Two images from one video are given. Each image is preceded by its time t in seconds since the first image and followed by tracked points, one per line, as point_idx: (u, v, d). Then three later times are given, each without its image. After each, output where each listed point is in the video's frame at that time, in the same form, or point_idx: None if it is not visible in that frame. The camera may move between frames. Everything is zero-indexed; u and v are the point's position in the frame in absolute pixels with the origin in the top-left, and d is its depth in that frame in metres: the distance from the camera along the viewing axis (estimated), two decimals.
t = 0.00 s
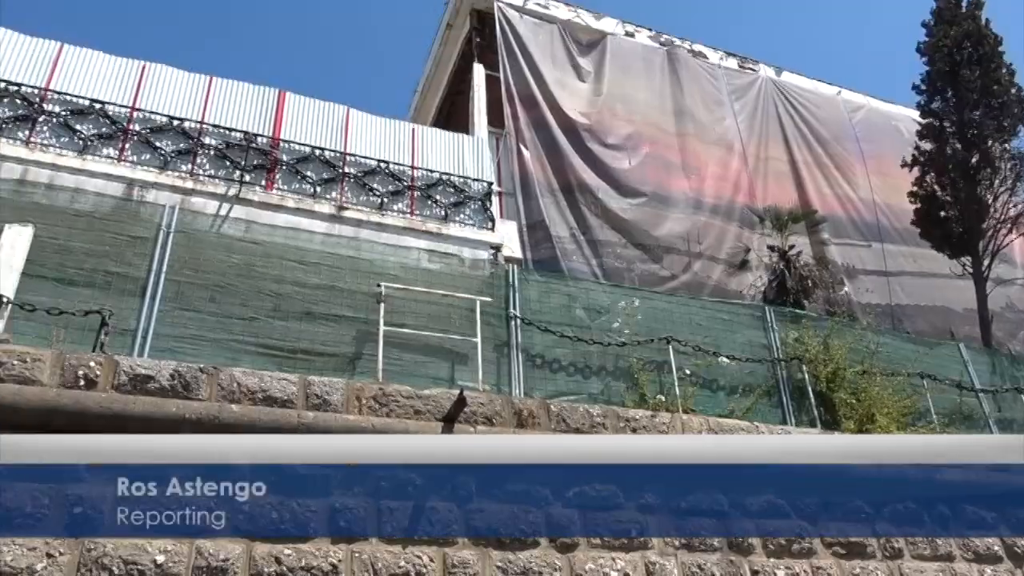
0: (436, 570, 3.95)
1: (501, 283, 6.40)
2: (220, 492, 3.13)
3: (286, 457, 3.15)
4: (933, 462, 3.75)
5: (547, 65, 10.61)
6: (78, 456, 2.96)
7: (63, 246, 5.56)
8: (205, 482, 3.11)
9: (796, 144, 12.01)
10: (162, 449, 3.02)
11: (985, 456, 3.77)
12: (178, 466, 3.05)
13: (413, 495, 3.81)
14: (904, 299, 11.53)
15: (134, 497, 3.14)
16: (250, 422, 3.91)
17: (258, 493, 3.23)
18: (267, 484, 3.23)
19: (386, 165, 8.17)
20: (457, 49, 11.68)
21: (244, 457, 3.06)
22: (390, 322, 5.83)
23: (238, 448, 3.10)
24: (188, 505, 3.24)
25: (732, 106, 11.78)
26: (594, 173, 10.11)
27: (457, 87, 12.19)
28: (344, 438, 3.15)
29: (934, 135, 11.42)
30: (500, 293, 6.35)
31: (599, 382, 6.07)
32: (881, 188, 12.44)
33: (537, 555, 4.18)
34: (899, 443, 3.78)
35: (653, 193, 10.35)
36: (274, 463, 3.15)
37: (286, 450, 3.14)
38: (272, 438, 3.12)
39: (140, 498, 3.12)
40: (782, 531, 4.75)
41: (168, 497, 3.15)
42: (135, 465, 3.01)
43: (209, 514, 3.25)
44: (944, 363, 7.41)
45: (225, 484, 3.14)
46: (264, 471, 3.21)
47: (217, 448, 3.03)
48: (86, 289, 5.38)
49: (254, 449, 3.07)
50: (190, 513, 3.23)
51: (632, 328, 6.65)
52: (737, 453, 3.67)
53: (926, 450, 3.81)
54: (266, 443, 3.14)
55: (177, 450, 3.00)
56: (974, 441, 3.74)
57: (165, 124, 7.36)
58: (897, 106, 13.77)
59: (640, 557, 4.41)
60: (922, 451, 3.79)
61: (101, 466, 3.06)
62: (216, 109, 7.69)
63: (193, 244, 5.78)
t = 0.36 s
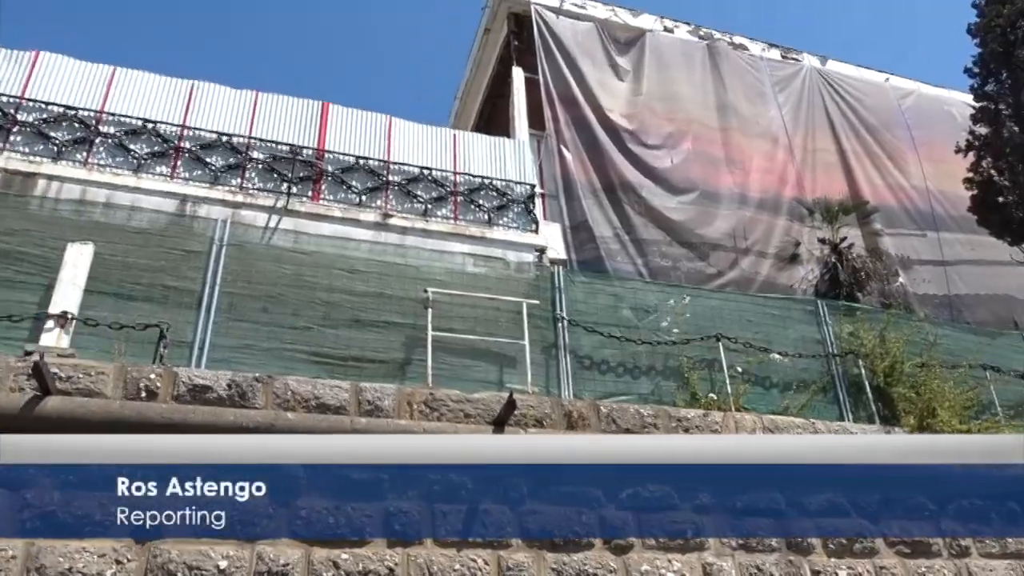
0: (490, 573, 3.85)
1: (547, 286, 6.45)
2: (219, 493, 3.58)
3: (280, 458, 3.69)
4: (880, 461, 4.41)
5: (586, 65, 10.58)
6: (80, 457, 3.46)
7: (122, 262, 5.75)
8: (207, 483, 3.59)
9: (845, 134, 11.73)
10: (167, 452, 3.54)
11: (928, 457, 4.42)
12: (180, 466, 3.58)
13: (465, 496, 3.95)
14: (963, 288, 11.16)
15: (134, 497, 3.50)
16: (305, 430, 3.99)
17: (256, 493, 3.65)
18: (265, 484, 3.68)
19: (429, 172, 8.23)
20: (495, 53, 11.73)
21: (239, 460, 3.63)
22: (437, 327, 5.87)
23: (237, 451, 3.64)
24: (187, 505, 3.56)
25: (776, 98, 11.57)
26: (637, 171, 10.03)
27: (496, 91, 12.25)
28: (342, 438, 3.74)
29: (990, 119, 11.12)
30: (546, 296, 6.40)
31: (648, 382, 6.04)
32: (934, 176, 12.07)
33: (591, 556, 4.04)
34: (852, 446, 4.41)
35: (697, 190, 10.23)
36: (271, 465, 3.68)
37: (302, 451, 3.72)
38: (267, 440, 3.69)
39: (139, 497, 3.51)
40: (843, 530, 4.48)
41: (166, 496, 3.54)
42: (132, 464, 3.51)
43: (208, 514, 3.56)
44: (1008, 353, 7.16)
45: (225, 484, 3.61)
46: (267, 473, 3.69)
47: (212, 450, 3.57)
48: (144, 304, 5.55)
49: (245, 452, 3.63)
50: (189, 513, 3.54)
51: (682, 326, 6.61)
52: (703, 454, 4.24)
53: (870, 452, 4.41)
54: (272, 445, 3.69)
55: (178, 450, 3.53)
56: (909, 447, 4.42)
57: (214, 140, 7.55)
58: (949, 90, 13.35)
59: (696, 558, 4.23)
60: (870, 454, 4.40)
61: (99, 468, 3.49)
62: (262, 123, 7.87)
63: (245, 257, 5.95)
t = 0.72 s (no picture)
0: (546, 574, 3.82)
1: (593, 286, 6.43)
2: (219, 493, 3.64)
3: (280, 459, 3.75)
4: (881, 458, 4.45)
5: (624, 63, 10.53)
6: (82, 457, 3.57)
7: (176, 276, 5.90)
8: (207, 483, 3.66)
9: (894, 120, 11.43)
10: (166, 452, 3.67)
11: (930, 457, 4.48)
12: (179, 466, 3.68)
13: (518, 497, 3.96)
14: None
15: (134, 497, 3.57)
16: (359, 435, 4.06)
17: (257, 493, 3.68)
18: (266, 484, 3.71)
19: (471, 176, 8.28)
20: (533, 55, 11.74)
21: (239, 459, 3.70)
22: (485, 330, 5.91)
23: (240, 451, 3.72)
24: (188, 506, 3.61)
25: (821, 86, 11.33)
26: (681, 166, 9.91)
27: (535, 93, 12.26)
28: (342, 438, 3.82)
29: None
30: (592, 295, 6.37)
31: (699, 379, 5.96)
32: (991, 158, 11.67)
33: (648, 557, 3.99)
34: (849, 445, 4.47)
35: (743, 183, 10.08)
36: (271, 464, 3.73)
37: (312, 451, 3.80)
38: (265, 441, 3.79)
39: (139, 497, 3.57)
40: (906, 526, 4.38)
41: (166, 496, 3.61)
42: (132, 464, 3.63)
43: (208, 514, 3.59)
44: None
45: (225, 485, 3.67)
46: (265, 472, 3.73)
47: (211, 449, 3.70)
48: (200, 316, 5.70)
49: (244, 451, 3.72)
50: (189, 513, 3.58)
51: (731, 323, 6.50)
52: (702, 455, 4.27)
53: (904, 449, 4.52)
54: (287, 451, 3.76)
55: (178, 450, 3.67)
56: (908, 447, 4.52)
57: (261, 154, 7.72)
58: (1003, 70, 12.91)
59: (755, 557, 4.13)
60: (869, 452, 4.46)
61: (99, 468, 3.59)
62: (306, 136, 8.01)
63: (295, 267, 6.09)
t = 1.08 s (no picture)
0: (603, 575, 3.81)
1: (640, 283, 6.40)
2: (220, 492, 3.70)
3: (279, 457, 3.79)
4: (885, 460, 4.27)
5: (664, 58, 10.44)
6: (82, 457, 3.64)
7: (231, 287, 6.05)
8: (206, 483, 3.73)
9: (946, 102, 11.08)
10: (166, 451, 3.74)
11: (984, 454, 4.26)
12: (179, 466, 3.75)
13: (572, 497, 3.96)
14: None
15: (133, 497, 3.64)
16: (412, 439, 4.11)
17: (256, 493, 3.72)
18: (265, 484, 3.75)
19: (514, 178, 8.30)
20: (571, 53, 11.71)
21: (239, 460, 3.77)
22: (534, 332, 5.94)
23: (259, 455, 3.79)
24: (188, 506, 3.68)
25: (868, 71, 11.04)
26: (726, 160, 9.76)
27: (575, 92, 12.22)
28: (341, 438, 3.83)
29: None
30: (639, 293, 6.34)
31: (752, 374, 5.87)
32: None
33: (705, 556, 3.94)
34: (853, 443, 4.29)
35: (791, 173, 9.88)
36: (271, 464, 3.77)
37: (338, 453, 3.84)
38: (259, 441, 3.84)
39: (139, 497, 3.64)
40: (975, 520, 4.25)
41: (166, 496, 3.68)
42: (132, 464, 3.70)
43: (207, 513, 3.65)
44: None
45: (225, 485, 3.74)
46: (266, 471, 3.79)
47: (210, 448, 3.77)
48: (255, 325, 5.83)
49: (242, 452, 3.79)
50: (189, 513, 3.64)
51: (784, 317, 6.39)
52: (747, 454, 4.19)
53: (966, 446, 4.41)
54: (321, 453, 3.79)
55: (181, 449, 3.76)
56: (906, 445, 4.32)
57: (307, 165, 7.86)
58: None
59: (816, 555, 4.04)
60: (868, 452, 4.27)
61: (98, 470, 3.66)
62: (350, 145, 8.13)
63: (345, 274, 6.20)
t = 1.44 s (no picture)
0: (663, 571, 3.78)
1: (690, 276, 6.36)
2: (219, 492, 3.76)
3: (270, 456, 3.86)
4: (898, 456, 4.14)
5: (705, 51, 10.35)
6: (83, 457, 3.76)
7: (284, 295, 6.19)
8: (207, 484, 3.80)
9: (1002, 77, 10.68)
10: (165, 451, 3.84)
11: None
12: (180, 467, 3.83)
13: (628, 494, 3.94)
14: None
15: (133, 497, 3.73)
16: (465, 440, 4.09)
17: (256, 493, 3.78)
18: (265, 484, 3.81)
19: (557, 176, 8.28)
20: (611, 48, 11.64)
21: (239, 460, 3.85)
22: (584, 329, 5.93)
23: (314, 457, 3.87)
24: (188, 505, 3.75)
25: (918, 48, 10.69)
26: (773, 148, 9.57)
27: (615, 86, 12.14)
28: (342, 439, 3.91)
29: None
30: (689, 287, 6.31)
31: (808, 366, 5.76)
32: None
33: (767, 551, 3.88)
34: (915, 445, 4.19)
35: (842, 159, 9.64)
36: (270, 464, 3.84)
37: (357, 453, 3.91)
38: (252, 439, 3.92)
39: (139, 497, 3.73)
40: None
41: (167, 497, 3.75)
42: (131, 465, 3.79)
43: (207, 513, 3.72)
44: None
45: (226, 485, 3.80)
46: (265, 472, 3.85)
47: (210, 448, 3.86)
48: (308, 332, 5.95)
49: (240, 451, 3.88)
50: (189, 513, 3.71)
51: (840, 305, 6.25)
52: (801, 452, 4.14)
53: None
54: (373, 455, 3.90)
55: (181, 449, 3.85)
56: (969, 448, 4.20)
57: (353, 172, 7.98)
58: None
59: (883, 548, 3.93)
60: (907, 455, 4.16)
61: (98, 470, 3.76)
62: (394, 151, 8.23)
63: (394, 278, 6.30)
